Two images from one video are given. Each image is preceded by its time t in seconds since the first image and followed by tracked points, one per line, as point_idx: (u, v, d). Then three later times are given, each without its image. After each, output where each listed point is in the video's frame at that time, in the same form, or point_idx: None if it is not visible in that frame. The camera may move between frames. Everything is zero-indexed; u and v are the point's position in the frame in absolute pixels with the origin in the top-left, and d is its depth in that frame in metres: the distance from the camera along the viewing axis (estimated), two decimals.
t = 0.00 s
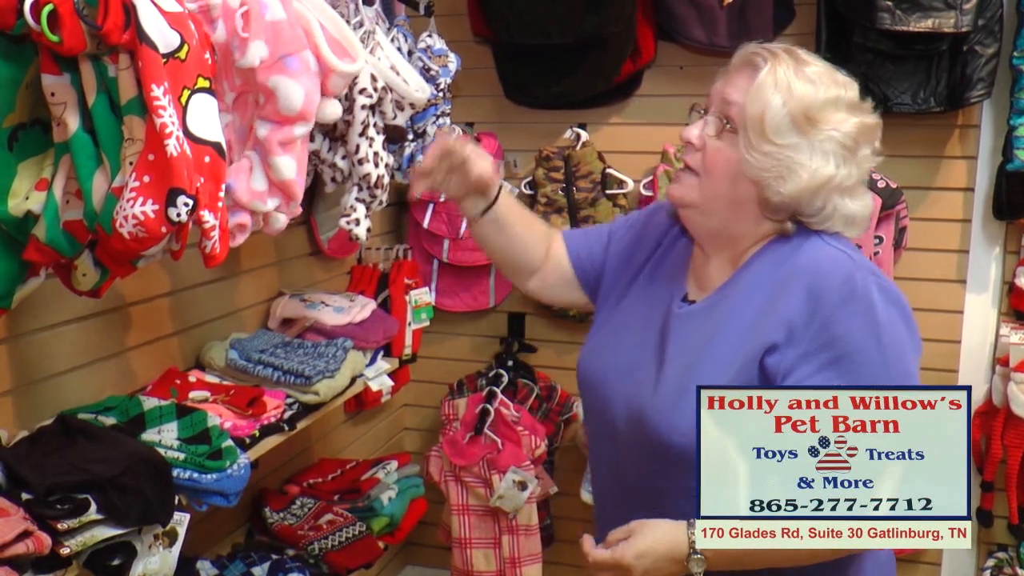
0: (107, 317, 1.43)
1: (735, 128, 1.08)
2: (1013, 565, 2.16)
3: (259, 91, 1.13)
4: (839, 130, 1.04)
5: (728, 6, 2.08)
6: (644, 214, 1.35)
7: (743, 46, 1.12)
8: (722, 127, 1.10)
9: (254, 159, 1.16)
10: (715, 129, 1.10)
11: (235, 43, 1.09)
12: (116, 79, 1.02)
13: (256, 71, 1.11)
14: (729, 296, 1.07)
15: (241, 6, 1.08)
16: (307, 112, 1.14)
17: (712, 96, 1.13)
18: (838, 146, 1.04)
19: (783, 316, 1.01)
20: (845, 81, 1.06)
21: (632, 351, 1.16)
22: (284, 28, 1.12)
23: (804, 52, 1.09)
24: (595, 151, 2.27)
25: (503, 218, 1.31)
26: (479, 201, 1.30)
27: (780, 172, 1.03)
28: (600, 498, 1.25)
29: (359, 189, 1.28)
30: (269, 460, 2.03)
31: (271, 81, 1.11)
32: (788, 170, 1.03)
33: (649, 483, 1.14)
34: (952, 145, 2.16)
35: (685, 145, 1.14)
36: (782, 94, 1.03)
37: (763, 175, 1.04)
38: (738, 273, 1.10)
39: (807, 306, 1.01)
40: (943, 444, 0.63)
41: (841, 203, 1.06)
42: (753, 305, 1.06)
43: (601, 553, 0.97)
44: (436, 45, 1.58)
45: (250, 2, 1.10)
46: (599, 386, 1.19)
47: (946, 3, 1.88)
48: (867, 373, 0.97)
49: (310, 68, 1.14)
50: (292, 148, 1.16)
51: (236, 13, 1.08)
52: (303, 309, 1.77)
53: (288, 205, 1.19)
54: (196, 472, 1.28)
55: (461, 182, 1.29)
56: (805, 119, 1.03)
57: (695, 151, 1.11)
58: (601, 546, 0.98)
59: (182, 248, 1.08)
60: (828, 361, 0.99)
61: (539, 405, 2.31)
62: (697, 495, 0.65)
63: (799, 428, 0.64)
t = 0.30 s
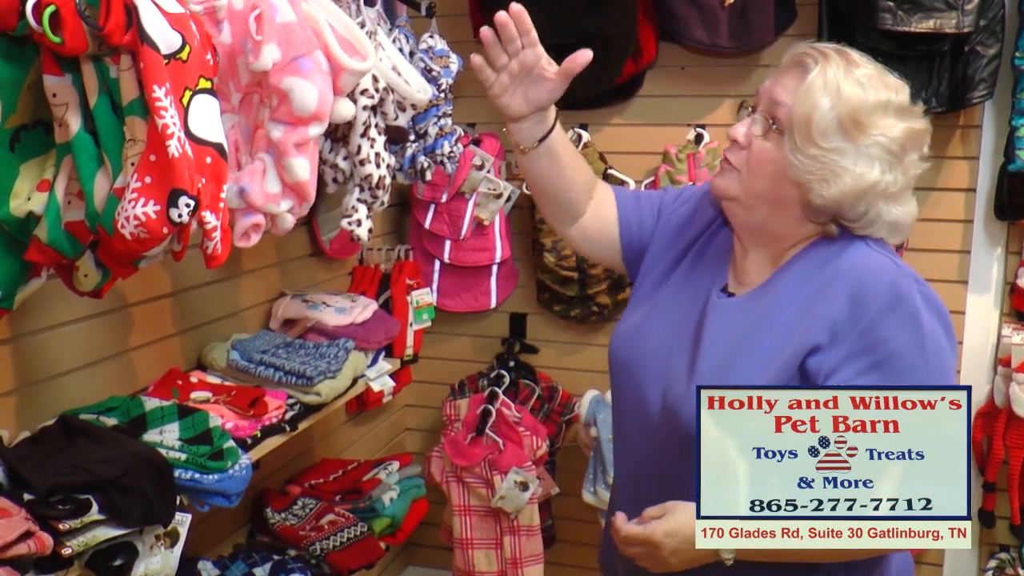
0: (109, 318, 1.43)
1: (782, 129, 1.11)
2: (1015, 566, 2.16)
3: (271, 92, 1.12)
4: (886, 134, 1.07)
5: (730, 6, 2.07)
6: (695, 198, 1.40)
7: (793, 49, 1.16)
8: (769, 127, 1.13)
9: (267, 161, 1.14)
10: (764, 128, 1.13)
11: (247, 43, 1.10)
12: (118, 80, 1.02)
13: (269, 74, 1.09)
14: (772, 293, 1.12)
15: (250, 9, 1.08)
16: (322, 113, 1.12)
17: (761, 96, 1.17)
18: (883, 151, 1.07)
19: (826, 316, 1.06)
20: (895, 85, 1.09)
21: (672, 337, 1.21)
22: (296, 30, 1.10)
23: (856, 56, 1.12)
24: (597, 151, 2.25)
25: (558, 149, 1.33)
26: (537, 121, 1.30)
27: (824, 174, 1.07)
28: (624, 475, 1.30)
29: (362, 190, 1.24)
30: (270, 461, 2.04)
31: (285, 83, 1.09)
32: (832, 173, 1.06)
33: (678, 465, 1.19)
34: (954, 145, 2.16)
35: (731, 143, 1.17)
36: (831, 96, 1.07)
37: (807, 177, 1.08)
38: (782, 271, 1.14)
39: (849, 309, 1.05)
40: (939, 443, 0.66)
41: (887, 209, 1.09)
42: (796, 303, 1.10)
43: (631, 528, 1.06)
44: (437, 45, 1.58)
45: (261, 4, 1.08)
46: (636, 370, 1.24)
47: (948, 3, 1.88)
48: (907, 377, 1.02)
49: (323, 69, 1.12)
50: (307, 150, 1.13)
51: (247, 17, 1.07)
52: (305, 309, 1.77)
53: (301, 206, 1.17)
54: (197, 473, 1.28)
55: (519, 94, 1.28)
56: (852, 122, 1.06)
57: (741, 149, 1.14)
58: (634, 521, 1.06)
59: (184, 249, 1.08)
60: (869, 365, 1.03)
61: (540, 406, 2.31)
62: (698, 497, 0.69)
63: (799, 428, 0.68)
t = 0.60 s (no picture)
0: (113, 320, 1.44)
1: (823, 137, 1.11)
2: (1018, 569, 2.15)
3: (268, 94, 1.10)
4: (921, 150, 1.07)
5: (731, 8, 2.07)
6: (734, 196, 1.38)
7: (837, 60, 1.17)
8: (809, 134, 1.13)
9: (263, 163, 1.11)
10: (804, 134, 1.13)
11: (243, 45, 1.08)
12: (120, 83, 1.03)
13: (264, 74, 1.08)
14: (803, 292, 1.14)
15: (246, 9, 1.07)
16: (316, 114, 1.10)
17: (803, 102, 1.16)
18: (919, 166, 1.07)
19: (859, 316, 1.08)
20: (935, 100, 1.09)
21: (705, 335, 1.24)
22: (292, 30, 1.08)
23: (899, 68, 1.12)
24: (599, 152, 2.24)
25: (597, 131, 1.33)
26: (577, 95, 1.31)
27: (860, 185, 1.07)
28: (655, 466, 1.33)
29: (364, 192, 1.21)
30: (272, 463, 2.04)
31: (279, 83, 1.07)
32: (867, 184, 1.07)
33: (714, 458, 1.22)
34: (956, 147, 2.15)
35: (772, 147, 1.18)
36: (871, 108, 1.07)
37: (843, 186, 1.08)
38: (811, 271, 1.16)
39: (881, 309, 1.08)
40: (939, 444, 0.89)
41: (919, 221, 1.09)
42: (827, 303, 1.12)
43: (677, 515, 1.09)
44: (439, 49, 1.58)
45: (256, 4, 1.07)
46: (670, 366, 1.27)
47: (949, 6, 1.88)
48: (939, 374, 1.05)
49: (319, 70, 1.10)
50: (303, 151, 1.11)
51: (241, 16, 1.06)
52: (307, 311, 1.78)
53: (298, 210, 1.15)
54: (199, 475, 1.28)
55: (556, 61, 1.30)
56: (891, 136, 1.06)
57: (781, 153, 1.14)
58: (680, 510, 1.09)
59: (186, 251, 1.08)
60: (902, 362, 1.06)
61: (542, 408, 2.31)
62: (703, 494, 0.92)
63: (799, 429, 0.92)
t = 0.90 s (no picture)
0: (117, 333, 1.44)
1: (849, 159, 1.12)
2: None
3: (271, 109, 1.10)
4: (943, 168, 1.07)
5: (734, 23, 2.08)
6: (769, 212, 1.37)
7: (863, 83, 1.18)
8: (836, 156, 1.14)
9: (266, 178, 1.12)
10: (831, 156, 1.14)
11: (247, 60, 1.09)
12: (127, 98, 1.04)
13: (268, 89, 1.08)
14: (833, 306, 1.15)
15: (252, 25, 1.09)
16: (319, 130, 1.10)
17: (831, 126, 1.18)
18: (940, 184, 1.08)
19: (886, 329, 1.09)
20: (957, 121, 1.10)
21: (742, 350, 1.26)
22: (296, 46, 1.09)
23: (921, 90, 1.13)
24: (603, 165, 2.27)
25: (639, 143, 1.37)
26: (619, 110, 1.36)
27: (884, 203, 1.08)
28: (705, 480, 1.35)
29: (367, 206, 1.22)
30: (274, 477, 2.04)
31: (283, 99, 1.08)
32: (891, 202, 1.07)
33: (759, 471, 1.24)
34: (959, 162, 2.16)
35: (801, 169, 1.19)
36: (894, 130, 1.08)
37: (869, 205, 1.09)
38: (839, 286, 1.16)
39: (907, 322, 1.08)
40: (939, 444, 0.89)
41: (942, 235, 1.10)
42: (856, 317, 1.13)
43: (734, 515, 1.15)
44: (442, 63, 1.59)
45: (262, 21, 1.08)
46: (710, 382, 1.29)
47: (951, 21, 1.88)
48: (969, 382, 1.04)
49: (323, 86, 1.10)
50: (305, 166, 1.12)
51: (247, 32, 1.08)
52: (310, 325, 1.78)
53: (300, 224, 1.15)
54: (202, 489, 1.27)
55: (600, 76, 1.36)
56: (912, 156, 1.07)
57: (809, 175, 1.16)
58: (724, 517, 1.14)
59: (190, 266, 1.09)
60: (930, 372, 1.06)
61: (545, 423, 2.31)
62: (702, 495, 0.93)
63: (799, 428, 0.92)
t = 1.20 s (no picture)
0: (134, 377, 1.45)
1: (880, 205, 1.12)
2: None
3: (292, 156, 1.12)
4: (973, 209, 1.07)
5: (747, 70, 2.11)
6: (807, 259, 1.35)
7: (890, 132, 1.18)
8: (868, 203, 1.14)
9: (286, 225, 1.14)
10: (863, 204, 1.15)
11: (269, 107, 1.11)
12: (150, 145, 1.06)
13: (289, 137, 1.10)
14: (872, 346, 1.14)
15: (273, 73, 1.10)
16: (340, 177, 1.12)
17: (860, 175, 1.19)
18: (971, 224, 1.08)
19: (927, 367, 1.09)
20: (982, 162, 1.11)
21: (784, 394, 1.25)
22: (318, 94, 1.11)
23: (945, 137, 1.14)
24: (617, 213, 2.28)
25: (678, 192, 1.38)
26: (655, 162, 1.38)
27: (917, 244, 1.07)
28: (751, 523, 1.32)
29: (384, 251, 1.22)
30: (287, 523, 2.04)
31: (304, 146, 1.10)
32: (923, 243, 1.07)
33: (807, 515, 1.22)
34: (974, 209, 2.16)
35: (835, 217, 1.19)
36: (921, 175, 1.08)
37: (901, 248, 1.08)
38: (878, 327, 1.16)
39: (947, 359, 1.08)
40: (939, 444, 0.86)
41: (976, 272, 1.09)
42: (896, 356, 1.12)
43: (780, 553, 1.04)
44: (459, 108, 1.60)
45: (283, 69, 1.11)
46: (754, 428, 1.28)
47: (963, 69, 1.91)
48: (1014, 413, 1.04)
49: (343, 133, 1.12)
50: (326, 213, 1.13)
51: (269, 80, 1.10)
52: (325, 370, 1.78)
53: (320, 270, 1.17)
54: (216, 534, 1.28)
55: (635, 130, 1.38)
56: (940, 199, 1.07)
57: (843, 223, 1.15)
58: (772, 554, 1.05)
59: (209, 311, 1.10)
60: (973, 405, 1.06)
61: (559, 468, 2.28)
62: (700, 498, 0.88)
63: (798, 426, 0.88)
